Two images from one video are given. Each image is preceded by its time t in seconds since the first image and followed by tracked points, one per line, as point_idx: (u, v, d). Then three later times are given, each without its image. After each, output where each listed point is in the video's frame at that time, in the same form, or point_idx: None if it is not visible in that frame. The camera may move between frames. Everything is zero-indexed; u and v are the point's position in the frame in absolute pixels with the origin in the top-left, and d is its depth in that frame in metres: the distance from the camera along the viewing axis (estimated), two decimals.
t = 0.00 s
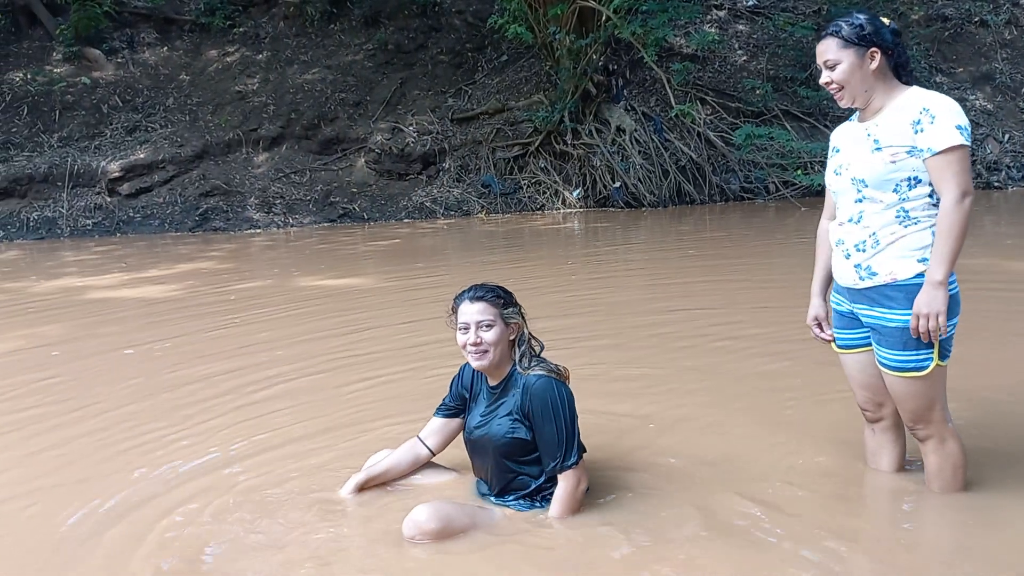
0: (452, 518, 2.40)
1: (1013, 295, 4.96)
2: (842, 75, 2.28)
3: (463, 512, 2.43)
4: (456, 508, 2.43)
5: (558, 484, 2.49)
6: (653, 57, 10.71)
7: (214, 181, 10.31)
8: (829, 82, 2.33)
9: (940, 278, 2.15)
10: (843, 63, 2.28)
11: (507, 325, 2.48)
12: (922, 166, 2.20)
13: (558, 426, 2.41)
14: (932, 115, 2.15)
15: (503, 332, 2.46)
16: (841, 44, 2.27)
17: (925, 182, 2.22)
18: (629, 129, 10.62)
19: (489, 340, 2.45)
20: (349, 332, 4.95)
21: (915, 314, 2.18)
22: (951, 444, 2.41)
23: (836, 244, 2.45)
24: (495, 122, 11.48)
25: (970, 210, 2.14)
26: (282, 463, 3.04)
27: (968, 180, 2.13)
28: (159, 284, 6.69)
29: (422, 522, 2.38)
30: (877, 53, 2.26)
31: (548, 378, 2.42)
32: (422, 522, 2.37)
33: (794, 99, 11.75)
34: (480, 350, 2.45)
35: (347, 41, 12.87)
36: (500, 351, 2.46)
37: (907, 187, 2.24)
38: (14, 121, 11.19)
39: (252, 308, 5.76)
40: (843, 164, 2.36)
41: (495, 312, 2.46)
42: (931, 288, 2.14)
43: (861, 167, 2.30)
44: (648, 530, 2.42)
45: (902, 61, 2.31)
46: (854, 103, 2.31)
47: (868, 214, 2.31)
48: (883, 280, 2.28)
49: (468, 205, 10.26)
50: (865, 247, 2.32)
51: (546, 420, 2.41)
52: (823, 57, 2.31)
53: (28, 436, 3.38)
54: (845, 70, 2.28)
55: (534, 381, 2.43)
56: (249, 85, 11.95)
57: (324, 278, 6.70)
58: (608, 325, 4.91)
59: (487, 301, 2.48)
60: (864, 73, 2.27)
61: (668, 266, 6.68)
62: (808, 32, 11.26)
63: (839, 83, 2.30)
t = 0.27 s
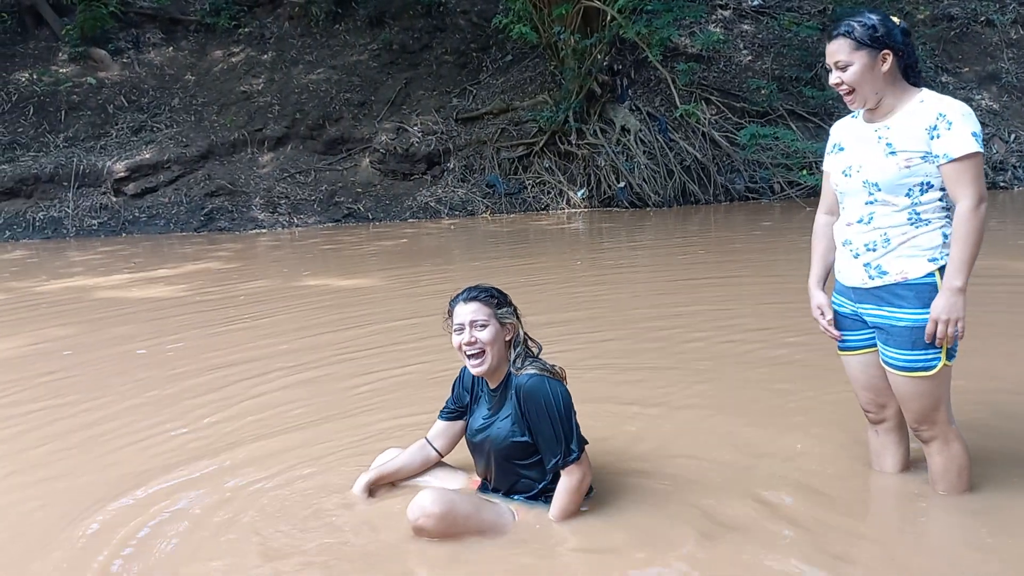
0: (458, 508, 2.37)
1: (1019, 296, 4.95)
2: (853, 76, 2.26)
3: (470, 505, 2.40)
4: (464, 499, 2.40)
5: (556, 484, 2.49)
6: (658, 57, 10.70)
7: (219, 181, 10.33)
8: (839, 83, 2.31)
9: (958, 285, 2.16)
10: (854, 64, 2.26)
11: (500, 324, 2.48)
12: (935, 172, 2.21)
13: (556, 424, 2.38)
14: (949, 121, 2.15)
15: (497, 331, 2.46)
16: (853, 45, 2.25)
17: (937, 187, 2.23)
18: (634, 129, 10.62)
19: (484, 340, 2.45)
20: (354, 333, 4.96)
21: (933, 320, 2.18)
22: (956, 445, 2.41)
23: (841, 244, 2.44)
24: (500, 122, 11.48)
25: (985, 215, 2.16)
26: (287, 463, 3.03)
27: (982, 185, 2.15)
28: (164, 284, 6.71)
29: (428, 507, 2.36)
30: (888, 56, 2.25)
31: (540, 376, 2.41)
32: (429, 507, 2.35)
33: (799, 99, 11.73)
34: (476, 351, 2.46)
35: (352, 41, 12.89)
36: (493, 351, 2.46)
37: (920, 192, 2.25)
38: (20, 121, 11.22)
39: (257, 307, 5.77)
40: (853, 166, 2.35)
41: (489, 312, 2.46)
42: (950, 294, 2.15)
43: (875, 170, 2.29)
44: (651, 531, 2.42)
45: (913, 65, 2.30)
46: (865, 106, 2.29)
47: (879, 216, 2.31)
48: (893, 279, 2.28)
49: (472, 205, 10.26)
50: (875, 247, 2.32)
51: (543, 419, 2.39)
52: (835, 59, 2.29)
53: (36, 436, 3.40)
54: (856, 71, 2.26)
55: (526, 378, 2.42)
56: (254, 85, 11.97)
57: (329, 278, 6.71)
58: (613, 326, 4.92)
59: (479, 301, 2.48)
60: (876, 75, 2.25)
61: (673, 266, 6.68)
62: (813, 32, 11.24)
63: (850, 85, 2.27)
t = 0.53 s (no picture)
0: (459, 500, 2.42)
1: None
2: (856, 71, 2.25)
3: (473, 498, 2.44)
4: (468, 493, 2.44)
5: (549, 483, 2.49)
6: (662, 56, 10.69)
7: (224, 180, 10.33)
8: (841, 77, 2.29)
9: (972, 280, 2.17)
10: (858, 59, 2.24)
11: (493, 325, 2.46)
12: (944, 168, 2.20)
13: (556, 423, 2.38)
14: (958, 117, 2.13)
15: (491, 333, 2.45)
16: (857, 39, 2.24)
17: (946, 182, 2.22)
18: (638, 128, 10.60)
19: (480, 343, 2.43)
20: (357, 331, 4.96)
21: (948, 316, 2.18)
22: (953, 445, 2.39)
23: (850, 240, 2.43)
24: (504, 122, 11.47)
25: (995, 210, 2.17)
26: (288, 460, 3.02)
27: (991, 180, 2.16)
28: (168, 283, 6.72)
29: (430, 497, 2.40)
30: (891, 50, 2.24)
31: (537, 375, 2.40)
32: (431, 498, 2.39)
33: (804, 97, 11.70)
34: (474, 355, 2.43)
35: (356, 41, 12.90)
36: (488, 354, 2.44)
37: (930, 189, 2.23)
38: (25, 121, 11.25)
39: (261, 306, 5.78)
40: (860, 165, 2.34)
41: (481, 314, 2.45)
42: (964, 289, 2.16)
43: (884, 168, 2.28)
44: (651, 529, 2.40)
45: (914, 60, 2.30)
46: (866, 100, 2.28)
47: (890, 212, 2.30)
48: (905, 274, 2.27)
49: (477, 204, 10.26)
50: (887, 243, 2.31)
51: (541, 419, 2.38)
52: (838, 52, 2.27)
53: (38, 433, 3.39)
54: (859, 66, 2.25)
55: (523, 379, 2.40)
56: (259, 85, 11.99)
57: (333, 277, 6.71)
58: (615, 324, 4.91)
59: (470, 304, 2.46)
60: (879, 70, 2.24)
61: (676, 265, 6.67)
62: (818, 31, 11.22)
63: (852, 79, 2.26)
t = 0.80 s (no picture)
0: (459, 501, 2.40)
1: None
2: (854, 71, 2.23)
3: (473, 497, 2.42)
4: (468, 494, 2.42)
5: (539, 483, 2.45)
6: (667, 55, 10.67)
7: (228, 180, 10.34)
8: (837, 78, 2.26)
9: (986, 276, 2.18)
10: (856, 58, 2.22)
11: (484, 326, 2.44)
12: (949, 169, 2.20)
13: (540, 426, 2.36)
14: (958, 117, 2.15)
15: (481, 335, 2.43)
16: (855, 39, 2.22)
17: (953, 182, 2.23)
18: (642, 128, 10.59)
19: (469, 345, 2.42)
20: (361, 330, 4.95)
21: (965, 312, 2.18)
22: (959, 446, 2.38)
23: (859, 245, 2.40)
24: (508, 121, 11.46)
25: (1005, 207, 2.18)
26: (292, 460, 3.01)
27: (998, 177, 2.17)
28: (172, 282, 6.72)
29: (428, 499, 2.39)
30: (888, 51, 2.23)
31: (522, 378, 2.38)
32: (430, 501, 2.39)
33: (809, 97, 11.68)
34: (463, 357, 2.42)
35: (360, 40, 12.90)
36: (476, 355, 2.42)
37: (940, 190, 2.22)
38: (30, 121, 11.27)
39: (265, 305, 5.77)
40: (865, 174, 2.31)
41: (471, 316, 2.42)
42: (980, 285, 2.16)
43: (889, 173, 2.26)
44: (658, 529, 2.39)
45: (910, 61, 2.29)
46: (863, 102, 2.26)
47: (903, 216, 2.28)
48: (923, 275, 2.25)
49: (481, 203, 10.25)
50: (902, 245, 2.29)
51: (527, 421, 2.36)
52: (837, 52, 2.25)
53: (42, 433, 3.39)
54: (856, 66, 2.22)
55: (511, 382, 2.39)
56: (263, 84, 12.00)
57: (336, 276, 6.71)
58: (619, 324, 4.90)
59: (461, 304, 2.44)
60: (876, 70, 2.23)
61: (680, 264, 6.66)
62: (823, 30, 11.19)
63: (850, 80, 2.24)
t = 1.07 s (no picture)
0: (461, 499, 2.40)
1: None
2: (862, 75, 2.23)
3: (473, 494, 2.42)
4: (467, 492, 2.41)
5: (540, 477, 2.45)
6: (670, 55, 10.67)
7: (232, 180, 10.35)
8: (843, 84, 2.25)
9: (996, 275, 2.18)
10: (863, 63, 2.24)
11: (484, 321, 2.46)
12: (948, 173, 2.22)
13: (541, 416, 2.36)
14: (951, 123, 2.17)
15: (481, 329, 2.45)
16: (861, 44, 2.24)
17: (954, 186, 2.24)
18: (646, 128, 10.59)
19: (468, 339, 2.43)
20: (365, 330, 4.96)
21: (978, 312, 2.18)
22: (967, 449, 2.39)
23: (869, 258, 2.41)
24: (511, 121, 11.47)
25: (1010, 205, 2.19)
26: (296, 460, 3.02)
27: (999, 176, 2.19)
28: (177, 282, 6.73)
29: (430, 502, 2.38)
30: (886, 61, 2.28)
31: (523, 370, 2.39)
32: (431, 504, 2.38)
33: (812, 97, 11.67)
34: (463, 350, 2.43)
35: (364, 40, 12.92)
36: (477, 348, 2.44)
37: (945, 196, 2.23)
38: (35, 121, 11.29)
39: (268, 305, 5.78)
40: (866, 193, 2.32)
41: (472, 310, 2.45)
42: (991, 284, 2.17)
43: (889, 187, 2.27)
44: (664, 530, 2.39)
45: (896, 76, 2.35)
46: (868, 107, 2.25)
47: (913, 224, 2.28)
48: (942, 278, 2.25)
49: (484, 204, 10.25)
50: (918, 252, 2.29)
51: (527, 412, 2.36)
52: (842, 58, 2.25)
53: (48, 432, 3.39)
54: (864, 70, 2.23)
55: (511, 374, 2.39)
56: (267, 85, 12.02)
57: (340, 276, 6.72)
58: (622, 325, 4.89)
59: (461, 300, 2.47)
60: (880, 76, 2.25)
61: (683, 265, 6.66)
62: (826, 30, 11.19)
63: (858, 83, 2.23)
